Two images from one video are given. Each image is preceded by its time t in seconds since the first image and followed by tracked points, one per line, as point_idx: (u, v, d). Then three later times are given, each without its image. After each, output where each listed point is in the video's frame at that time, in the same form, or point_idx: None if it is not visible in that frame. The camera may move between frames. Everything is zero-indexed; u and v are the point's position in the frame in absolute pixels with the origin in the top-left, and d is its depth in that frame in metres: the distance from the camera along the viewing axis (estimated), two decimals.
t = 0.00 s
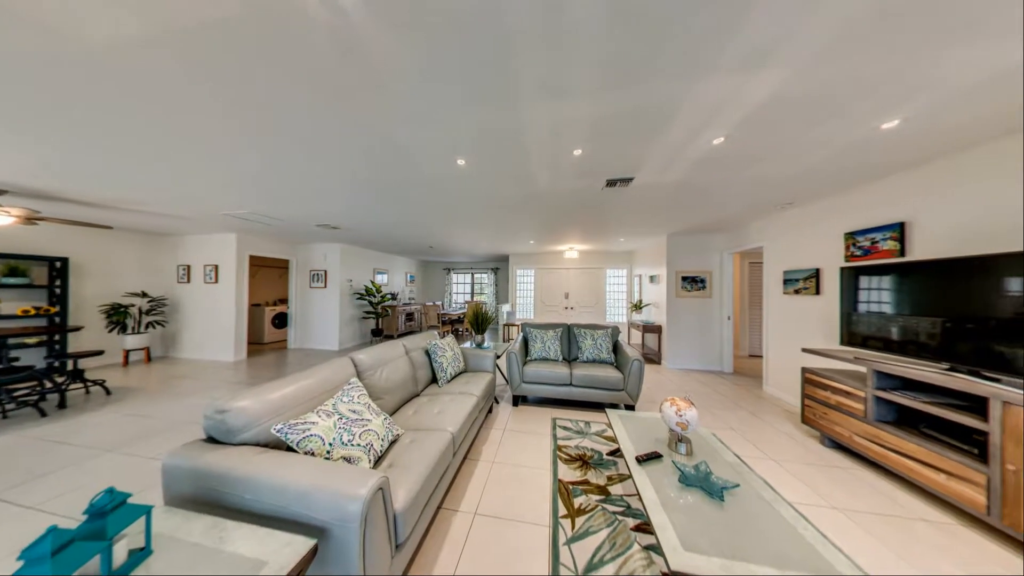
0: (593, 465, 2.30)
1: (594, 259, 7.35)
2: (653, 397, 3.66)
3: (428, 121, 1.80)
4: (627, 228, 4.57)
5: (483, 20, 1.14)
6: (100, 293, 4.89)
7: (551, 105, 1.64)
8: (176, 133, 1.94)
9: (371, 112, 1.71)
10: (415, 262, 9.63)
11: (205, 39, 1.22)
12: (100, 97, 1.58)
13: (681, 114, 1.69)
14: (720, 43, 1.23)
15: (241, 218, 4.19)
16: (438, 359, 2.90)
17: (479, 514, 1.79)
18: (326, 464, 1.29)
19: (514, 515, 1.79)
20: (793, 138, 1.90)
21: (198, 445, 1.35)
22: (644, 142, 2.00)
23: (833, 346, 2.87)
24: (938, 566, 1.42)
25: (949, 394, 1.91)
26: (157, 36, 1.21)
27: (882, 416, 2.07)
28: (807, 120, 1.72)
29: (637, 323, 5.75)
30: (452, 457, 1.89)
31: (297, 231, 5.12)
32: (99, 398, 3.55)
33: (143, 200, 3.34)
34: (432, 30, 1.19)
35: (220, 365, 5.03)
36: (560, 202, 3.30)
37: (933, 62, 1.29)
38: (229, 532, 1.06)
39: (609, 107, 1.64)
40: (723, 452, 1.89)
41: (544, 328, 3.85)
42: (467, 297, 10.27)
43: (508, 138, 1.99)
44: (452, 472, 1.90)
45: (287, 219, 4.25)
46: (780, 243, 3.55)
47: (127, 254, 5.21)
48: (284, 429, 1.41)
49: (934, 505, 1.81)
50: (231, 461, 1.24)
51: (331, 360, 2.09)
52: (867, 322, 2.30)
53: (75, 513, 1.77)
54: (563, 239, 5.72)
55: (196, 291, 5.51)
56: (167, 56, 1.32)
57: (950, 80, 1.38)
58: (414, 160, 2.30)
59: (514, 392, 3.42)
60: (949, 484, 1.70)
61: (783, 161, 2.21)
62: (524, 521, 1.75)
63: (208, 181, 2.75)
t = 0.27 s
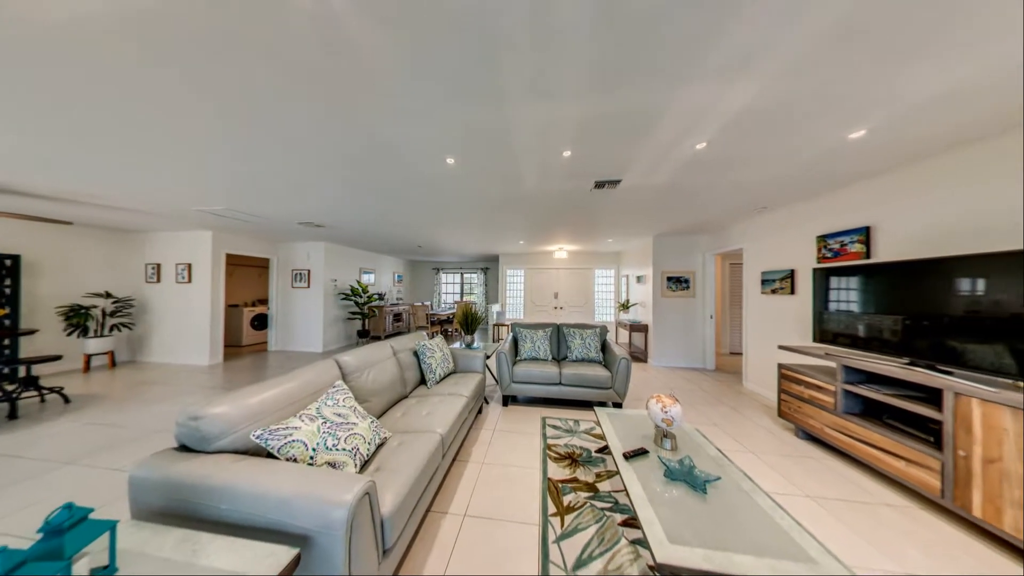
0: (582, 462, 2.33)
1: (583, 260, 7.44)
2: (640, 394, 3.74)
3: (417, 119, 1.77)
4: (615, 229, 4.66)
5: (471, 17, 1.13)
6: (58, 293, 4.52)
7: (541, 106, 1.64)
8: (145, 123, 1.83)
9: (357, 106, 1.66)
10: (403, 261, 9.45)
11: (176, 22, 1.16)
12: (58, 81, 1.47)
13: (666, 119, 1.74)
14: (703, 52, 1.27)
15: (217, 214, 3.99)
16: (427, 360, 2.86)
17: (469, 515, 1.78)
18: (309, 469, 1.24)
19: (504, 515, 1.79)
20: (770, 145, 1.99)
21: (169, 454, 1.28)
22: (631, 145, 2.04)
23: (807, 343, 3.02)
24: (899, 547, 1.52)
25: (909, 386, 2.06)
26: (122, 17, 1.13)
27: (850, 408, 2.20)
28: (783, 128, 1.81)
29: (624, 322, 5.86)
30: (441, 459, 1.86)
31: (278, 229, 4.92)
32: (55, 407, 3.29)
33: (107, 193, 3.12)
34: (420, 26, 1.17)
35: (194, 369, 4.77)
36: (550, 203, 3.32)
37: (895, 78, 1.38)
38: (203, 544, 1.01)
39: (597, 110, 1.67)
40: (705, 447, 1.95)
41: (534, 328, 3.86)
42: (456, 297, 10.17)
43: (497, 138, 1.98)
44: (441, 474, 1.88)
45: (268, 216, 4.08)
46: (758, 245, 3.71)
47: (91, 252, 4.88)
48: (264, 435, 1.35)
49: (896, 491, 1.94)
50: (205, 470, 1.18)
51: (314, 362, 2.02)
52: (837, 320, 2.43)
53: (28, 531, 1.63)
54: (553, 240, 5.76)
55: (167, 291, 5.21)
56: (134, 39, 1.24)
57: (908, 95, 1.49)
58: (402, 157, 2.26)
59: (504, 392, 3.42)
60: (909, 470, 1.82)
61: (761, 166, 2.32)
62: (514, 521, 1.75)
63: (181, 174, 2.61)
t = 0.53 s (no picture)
0: (571, 461, 2.36)
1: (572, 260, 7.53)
2: (627, 392, 3.82)
3: (405, 116, 1.74)
4: (603, 230, 4.74)
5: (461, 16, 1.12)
6: (7, 294, 4.16)
7: (530, 107, 1.65)
8: (108, 111, 1.71)
9: (342, 101, 1.61)
10: (391, 261, 9.27)
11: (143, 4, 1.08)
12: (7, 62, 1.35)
13: (652, 123, 1.78)
14: (687, 59, 1.31)
15: (190, 210, 3.78)
16: (416, 361, 2.81)
17: (458, 517, 1.76)
18: (290, 477, 1.19)
19: (494, 516, 1.79)
20: (749, 151, 2.07)
21: (136, 465, 1.20)
22: (619, 148, 2.08)
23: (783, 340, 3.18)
24: (865, 530, 1.63)
25: (874, 380, 2.19)
26: None
27: (822, 402, 2.33)
28: (761, 136, 1.89)
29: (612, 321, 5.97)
30: (430, 461, 1.84)
31: (257, 226, 4.72)
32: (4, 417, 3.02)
33: (65, 186, 2.90)
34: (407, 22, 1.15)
35: (165, 374, 4.50)
36: (539, 203, 3.34)
37: (862, 91, 1.47)
38: (175, 560, 0.96)
39: (586, 112, 1.69)
40: (688, 441, 2.02)
41: (523, 328, 3.88)
42: (445, 297, 10.06)
43: (487, 138, 1.97)
44: (430, 477, 1.85)
45: (247, 213, 3.90)
46: (739, 247, 3.86)
47: (48, 249, 4.52)
48: (242, 442, 1.29)
49: (863, 478, 2.06)
50: (177, 482, 1.11)
51: (297, 365, 1.95)
52: (810, 318, 2.56)
53: None
54: (543, 240, 5.80)
55: (135, 292, 4.90)
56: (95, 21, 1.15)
57: (873, 107, 1.59)
58: (390, 155, 2.22)
59: (494, 392, 3.41)
60: (874, 459, 1.95)
61: (741, 171, 2.42)
62: (504, 521, 1.74)
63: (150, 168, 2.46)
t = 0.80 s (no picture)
0: (560, 459, 2.38)
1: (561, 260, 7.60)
2: (615, 390, 3.89)
3: (392, 112, 1.70)
4: (591, 230, 4.82)
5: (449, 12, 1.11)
6: None
7: (520, 107, 1.65)
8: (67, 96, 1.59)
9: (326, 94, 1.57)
10: (378, 260, 9.07)
11: None
12: None
13: (639, 127, 1.82)
14: (671, 65, 1.35)
15: (160, 205, 3.57)
16: (404, 362, 2.76)
17: (447, 520, 1.74)
18: (271, 484, 1.15)
19: (483, 516, 1.78)
20: (730, 156, 2.16)
21: (99, 476, 1.12)
22: (607, 150, 2.12)
23: (761, 338, 3.32)
24: (834, 516, 1.72)
25: (843, 375, 2.33)
26: None
27: (797, 396, 2.45)
28: (741, 142, 1.97)
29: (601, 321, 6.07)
30: (418, 464, 1.81)
31: (235, 223, 4.51)
32: None
33: (17, 176, 2.68)
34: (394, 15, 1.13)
35: (131, 380, 4.22)
36: (529, 203, 3.35)
37: (830, 102, 1.56)
38: None
39: (575, 114, 1.71)
40: (673, 437, 2.07)
41: (513, 328, 3.88)
42: (434, 298, 9.93)
43: (477, 137, 1.96)
44: (418, 480, 1.82)
45: (223, 209, 3.72)
46: (720, 249, 4.01)
47: None
48: (218, 450, 1.23)
49: (833, 467, 2.19)
50: (146, 493, 1.04)
51: (278, 368, 1.88)
52: (786, 317, 2.69)
53: None
54: (532, 240, 5.83)
55: (98, 291, 4.58)
56: None
57: (842, 117, 1.69)
58: (377, 152, 2.17)
59: (483, 393, 3.40)
60: (843, 449, 2.07)
61: (722, 175, 2.51)
62: (494, 521, 1.74)
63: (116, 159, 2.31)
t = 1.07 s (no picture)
0: (550, 458, 2.39)
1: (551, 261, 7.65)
2: (603, 388, 3.96)
3: (379, 108, 1.66)
4: (580, 231, 4.88)
5: (438, 9, 1.10)
6: None
7: (510, 107, 1.65)
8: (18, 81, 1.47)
9: (309, 89, 1.51)
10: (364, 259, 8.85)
11: None
12: None
13: (627, 130, 1.86)
14: (657, 71, 1.39)
15: (126, 201, 3.34)
16: (391, 364, 2.71)
17: (436, 522, 1.72)
18: (249, 493, 1.10)
19: (473, 517, 1.77)
20: (712, 161, 2.24)
21: (57, 492, 1.04)
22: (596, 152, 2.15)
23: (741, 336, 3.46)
24: (807, 504, 1.82)
25: (816, 370, 2.46)
26: None
27: (773, 391, 2.57)
28: (722, 147, 2.05)
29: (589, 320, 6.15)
30: (407, 467, 1.78)
31: (209, 220, 4.28)
32: None
33: None
34: (381, 9, 1.10)
35: (94, 387, 3.94)
36: (519, 203, 3.36)
37: (804, 112, 1.65)
38: None
39: (564, 115, 1.72)
40: (659, 434, 2.12)
41: (503, 328, 3.88)
42: (423, 298, 9.79)
43: (466, 136, 1.95)
44: (406, 483, 1.79)
45: (197, 206, 3.53)
46: (703, 250, 4.15)
47: None
48: (192, 459, 1.17)
49: (807, 458, 2.31)
50: (111, 508, 0.98)
51: (257, 372, 1.80)
52: (763, 316, 2.82)
53: None
54: (522, 240, 5.85)
55: (55, 292, 4.24)
56: None
57: (814, 127, 1.78)
58: (363, 149, 2.12)
59: (473, 393, 3.38)
60: (815, 440, 2.18)
61: (705, 179, 2.60)
62: (484, 522, 1.73)
63: (74, 152, 2.14)
